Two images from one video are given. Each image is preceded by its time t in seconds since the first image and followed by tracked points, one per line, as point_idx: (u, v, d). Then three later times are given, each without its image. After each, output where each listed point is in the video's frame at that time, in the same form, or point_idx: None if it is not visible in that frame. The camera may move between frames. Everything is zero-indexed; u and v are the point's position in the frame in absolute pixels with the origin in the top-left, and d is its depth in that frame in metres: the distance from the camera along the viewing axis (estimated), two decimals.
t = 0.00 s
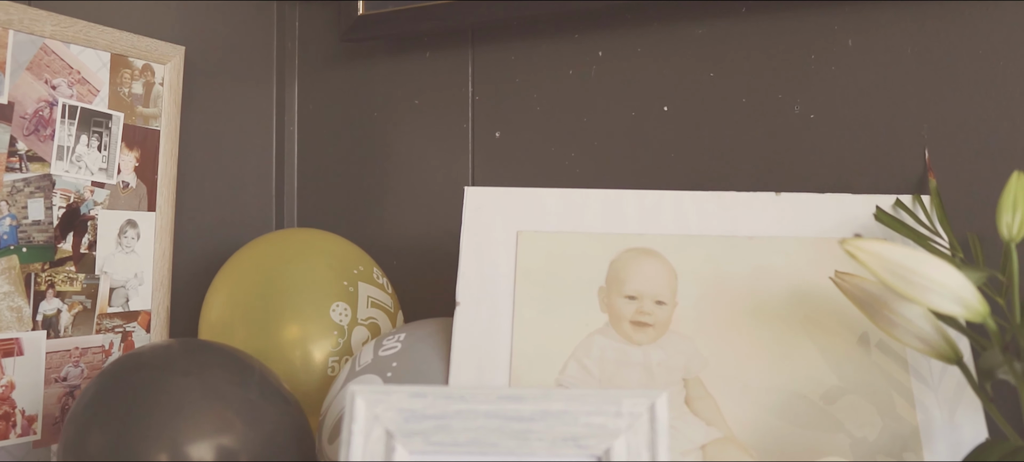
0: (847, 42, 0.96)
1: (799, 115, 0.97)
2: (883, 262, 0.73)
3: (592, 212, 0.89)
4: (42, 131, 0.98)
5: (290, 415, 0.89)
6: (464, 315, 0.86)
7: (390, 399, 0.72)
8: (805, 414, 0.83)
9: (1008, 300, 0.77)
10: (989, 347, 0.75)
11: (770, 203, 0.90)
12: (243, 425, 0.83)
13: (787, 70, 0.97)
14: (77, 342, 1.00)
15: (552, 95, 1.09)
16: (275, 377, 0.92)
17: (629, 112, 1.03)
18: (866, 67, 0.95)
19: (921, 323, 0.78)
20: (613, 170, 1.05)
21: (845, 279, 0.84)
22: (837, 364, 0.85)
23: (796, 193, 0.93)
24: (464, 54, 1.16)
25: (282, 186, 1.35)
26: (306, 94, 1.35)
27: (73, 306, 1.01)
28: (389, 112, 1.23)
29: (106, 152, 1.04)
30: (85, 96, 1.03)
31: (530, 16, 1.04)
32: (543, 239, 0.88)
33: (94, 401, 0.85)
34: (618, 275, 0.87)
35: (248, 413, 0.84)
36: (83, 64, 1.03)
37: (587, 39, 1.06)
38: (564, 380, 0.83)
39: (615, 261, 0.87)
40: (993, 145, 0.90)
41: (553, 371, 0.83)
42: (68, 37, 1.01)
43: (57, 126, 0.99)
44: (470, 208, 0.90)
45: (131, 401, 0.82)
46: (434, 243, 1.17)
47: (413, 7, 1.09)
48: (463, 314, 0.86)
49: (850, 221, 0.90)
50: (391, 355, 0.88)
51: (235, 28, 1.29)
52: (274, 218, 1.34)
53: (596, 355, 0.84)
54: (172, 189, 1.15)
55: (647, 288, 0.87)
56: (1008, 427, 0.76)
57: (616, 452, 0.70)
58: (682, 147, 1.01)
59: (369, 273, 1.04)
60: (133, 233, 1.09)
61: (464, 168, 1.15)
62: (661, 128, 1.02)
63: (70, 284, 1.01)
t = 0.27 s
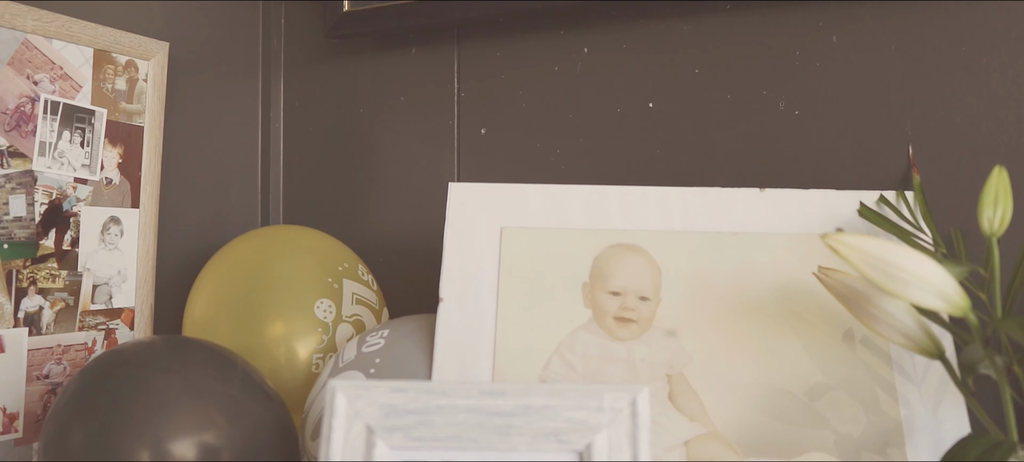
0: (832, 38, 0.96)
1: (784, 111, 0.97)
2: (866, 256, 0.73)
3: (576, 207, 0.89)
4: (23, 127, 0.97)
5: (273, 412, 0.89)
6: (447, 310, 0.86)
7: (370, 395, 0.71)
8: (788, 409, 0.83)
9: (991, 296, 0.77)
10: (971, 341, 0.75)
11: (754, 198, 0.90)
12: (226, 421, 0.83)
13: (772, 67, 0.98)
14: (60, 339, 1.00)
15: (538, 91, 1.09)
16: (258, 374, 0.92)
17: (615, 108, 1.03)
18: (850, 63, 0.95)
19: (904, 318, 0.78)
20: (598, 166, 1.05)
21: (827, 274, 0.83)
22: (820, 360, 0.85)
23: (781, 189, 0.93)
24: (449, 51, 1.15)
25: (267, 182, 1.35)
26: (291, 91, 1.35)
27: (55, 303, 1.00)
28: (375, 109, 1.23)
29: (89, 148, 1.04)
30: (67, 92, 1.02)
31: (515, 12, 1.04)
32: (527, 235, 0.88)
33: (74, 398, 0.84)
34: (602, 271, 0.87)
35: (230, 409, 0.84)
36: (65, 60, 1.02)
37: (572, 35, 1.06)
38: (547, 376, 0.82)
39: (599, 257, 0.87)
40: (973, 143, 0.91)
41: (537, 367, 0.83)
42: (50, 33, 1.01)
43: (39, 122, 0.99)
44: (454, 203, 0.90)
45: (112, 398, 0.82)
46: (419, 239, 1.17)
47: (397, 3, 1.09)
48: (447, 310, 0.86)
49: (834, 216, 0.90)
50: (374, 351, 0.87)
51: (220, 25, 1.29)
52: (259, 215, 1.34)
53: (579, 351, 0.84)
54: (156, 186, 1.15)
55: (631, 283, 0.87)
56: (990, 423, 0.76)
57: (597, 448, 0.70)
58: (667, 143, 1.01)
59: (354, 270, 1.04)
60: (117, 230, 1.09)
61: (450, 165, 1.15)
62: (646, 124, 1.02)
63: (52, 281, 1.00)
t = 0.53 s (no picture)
0: (816, 34, 0.96)
1: (769, 108, 0.97)
2: (846, 250, 0.73)
3: (560, 204, 0.89)
4: (5, 122, 0.97)
5: (256, 409, 0.89)
6: (431, 307, 0.86)
7: (351, 391, 0.70)
8: (773, 406, 0.83)
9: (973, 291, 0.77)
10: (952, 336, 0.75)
11: (738, 195, 0.90)
12: (209, 419, 0.82)
13: (758, 64, 0.98)
14: (42, 337, 1.00)
15: (523, 88, 1.09)
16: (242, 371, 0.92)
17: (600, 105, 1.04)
18: (834, 60, 0.95)
19: (886, 313, 0.78)
20: (583, 163, 1.05)
21: (811, 270, 0.85)
22: (804, 356, 0.85)
23: (765, 185, 0.93)
24: (435, 47, 1.15)
25: (253, 178, 1.36)
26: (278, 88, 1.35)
27: (38, 300, 1.00)
28: (362, 106, 1.23)
29: (72, 144, 1.04)
30: (50, 87, 1.02)
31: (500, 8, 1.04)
32: (511, 232, 0.88)
33: (57, 394, 0.83)
34: (585, 267, 0.87)
35: (213, 406, 0.84)
36: (48, 55, 1.02)
37: (557, 32, 1.06)
38: (531, 372, 0.82)
39: (582, 253, 0.87)
40: (957, 139, 0.91)
41: (520, 363, 0.83)
42: (32, 28, 1.00)
43: (21, 118, 0.98)
44: (438, 199, 0.89)
45: (95, 394, 0.81)
46: (405, 237, 1.17)
47: None
48: (430, 307, 0.86)
49: (818, 212, 0.90)
50: (358, 348, 0.87)
51: (206, 22, 1.29)
52: (245, 210, 1.35)
53: (563, 348, 0.84)
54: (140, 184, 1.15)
55: (616, 280, 0.86)
56: (973, 418, 0.76)
57: (578, 443, 0.69)
58: (651, 139, 1.01)
59: (339, 267, 1.04)
60: (100, 227, 1.09)
61: (435, 162, 1.15)
62: (630, 121, 1.02)
63: (35, 278, 1.00)
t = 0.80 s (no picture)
0: (800, 32, 0.96)
1: (753, 105, 0.98)
2: (829, 245, 0.72)
3: (545, 200, 0.89)
4: None
5: (239, 406, 0.89)
6: (414, 303, 0.86)
7: (333, 386, 0.70)
8: (756, 402, 0.83)
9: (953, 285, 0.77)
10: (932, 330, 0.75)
11: (722, 191, 0.90)
12: (192, 416, 0.82)
13: (742, 61, 0.98)
14: (25, 334, 0.99)
15: (508, 85, 1.09)
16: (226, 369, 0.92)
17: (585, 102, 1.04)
18: (819, 57, 0.96)
19: (868, 308, 0.79)
20: (567, 159, 1.05)
21: (792, 265, 0.83)
22: (787, 351, 0.85)
23: (749, 181, 0.93)
24: (422, 45, 1.15)
25: (238, 174, 1.36)
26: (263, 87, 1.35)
27: (21, 297, 0.99)
28: (349, 104, 1.23)
29: (56, 140, 1.03)
30: (33, 83, 1.00)
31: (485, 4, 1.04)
32: (494, 228, 0.88)
33: (38, 392, 0.83)
34: (569, 263, 0.87)
35: (196, 402, 0.84)
36: (32, 51, 1.00)
37: (543, 29, 1.06)
38: (514, 368, 0.82)
39: (567, 249, 0.87)
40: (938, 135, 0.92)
41: (503, 358, 0.83)
42: (16, 24, 0.98)
43: (4, 114, 0.97)
44: (422, 196, 0.89)
45: (76, 391, 0.81)
46: (391, 234, 1.17)
47: None
48: (413, 303, 0.86)
49: (801, 208, 0.90)
50: (342, 344, 0.87)
51: (192, 20, 1.29)
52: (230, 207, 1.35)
53: (546, 344, 0.84)
54: (124, 181, 1.15)
55: (599, 276, 0.86)
56: (953, 413, 0.76)
57: (559, 437, 0.69)
58: (636, 136, 1.02)
59: (324, 264, 1.04)
60: (84, 224, 1.09)
61: (421, 160, 1.15)
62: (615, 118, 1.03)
63: (18, 275, 0.99)
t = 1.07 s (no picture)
0: (785, 29, 0.97)
1: (738, 101, 0.98)
2: (811, 240, 0.72)
3: (530, 196, 0.89)
4: None
5: (224, 402, 0.88)
6: (399, 299, 0.86)
7: (315, 380, 0.70)
8: (741, 397, 0.83)
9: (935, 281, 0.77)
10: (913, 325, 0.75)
11: (707, 187, 0.90)
12: (176, 412, 0.82)
13: (728, 58, 0.98)
14: (10, 331, 0.99)
15: (495, 82, 1.09)
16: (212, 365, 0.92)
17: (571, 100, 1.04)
18: (803, 54, 0.96)
19: (851, 303, 0.79)
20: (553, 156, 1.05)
21: (777, 261, 0.84)
22: (771, 347, 0.86)
23: (734, 178, 0.93)
24: (409, 42, 1.16)
25: (225, 171, 1.36)
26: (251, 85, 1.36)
27: (5, 294, 0.99)
28: (337, 102, 1.23)
29: (41, 137, 1.03)
30: (17, 79, 1.00)
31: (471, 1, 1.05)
32: (480, 224, 0.88)
33: (23, 388, 0.83)
34: (554, 259, 0.87)
35: (180, 398, 0.83)
36: (16, 47, 1.00)
37: (529, 26, 1.06)
38: (499, 364, 0.82)
39: (552, 245, 0.87)
40: (921, 132, 0.92)
41: (488, 354, 0.83)
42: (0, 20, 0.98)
43: None
44: (407, 192, 0.89)
45: (61, 387, 0.81)
46: (379, 232, 1.17)
47: None
48: (399, 298, 0.86)
49: (785, 204, 0.90)
50: (326, 340, 0.87)
51: (179, 17, 1.29)
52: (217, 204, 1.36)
53: (531, 339, 0.84)
54: (110, 178, 1.15)
55: (584, 272, 0.86)
56: (935, 407, 0.76)
57: (542, 431, 0.69)
58: (621, 133, 1.02)
59: (310, 261, 1.04)
60: (69, 221, 1.08)
61: (409, 157, 1.15)
62: (601, 115, 1.03)
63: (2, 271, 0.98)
